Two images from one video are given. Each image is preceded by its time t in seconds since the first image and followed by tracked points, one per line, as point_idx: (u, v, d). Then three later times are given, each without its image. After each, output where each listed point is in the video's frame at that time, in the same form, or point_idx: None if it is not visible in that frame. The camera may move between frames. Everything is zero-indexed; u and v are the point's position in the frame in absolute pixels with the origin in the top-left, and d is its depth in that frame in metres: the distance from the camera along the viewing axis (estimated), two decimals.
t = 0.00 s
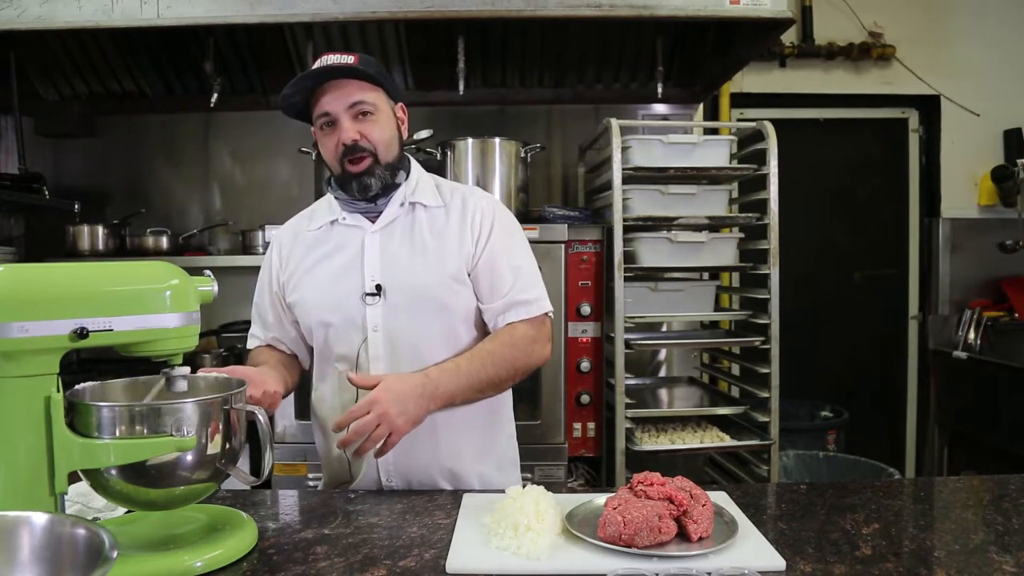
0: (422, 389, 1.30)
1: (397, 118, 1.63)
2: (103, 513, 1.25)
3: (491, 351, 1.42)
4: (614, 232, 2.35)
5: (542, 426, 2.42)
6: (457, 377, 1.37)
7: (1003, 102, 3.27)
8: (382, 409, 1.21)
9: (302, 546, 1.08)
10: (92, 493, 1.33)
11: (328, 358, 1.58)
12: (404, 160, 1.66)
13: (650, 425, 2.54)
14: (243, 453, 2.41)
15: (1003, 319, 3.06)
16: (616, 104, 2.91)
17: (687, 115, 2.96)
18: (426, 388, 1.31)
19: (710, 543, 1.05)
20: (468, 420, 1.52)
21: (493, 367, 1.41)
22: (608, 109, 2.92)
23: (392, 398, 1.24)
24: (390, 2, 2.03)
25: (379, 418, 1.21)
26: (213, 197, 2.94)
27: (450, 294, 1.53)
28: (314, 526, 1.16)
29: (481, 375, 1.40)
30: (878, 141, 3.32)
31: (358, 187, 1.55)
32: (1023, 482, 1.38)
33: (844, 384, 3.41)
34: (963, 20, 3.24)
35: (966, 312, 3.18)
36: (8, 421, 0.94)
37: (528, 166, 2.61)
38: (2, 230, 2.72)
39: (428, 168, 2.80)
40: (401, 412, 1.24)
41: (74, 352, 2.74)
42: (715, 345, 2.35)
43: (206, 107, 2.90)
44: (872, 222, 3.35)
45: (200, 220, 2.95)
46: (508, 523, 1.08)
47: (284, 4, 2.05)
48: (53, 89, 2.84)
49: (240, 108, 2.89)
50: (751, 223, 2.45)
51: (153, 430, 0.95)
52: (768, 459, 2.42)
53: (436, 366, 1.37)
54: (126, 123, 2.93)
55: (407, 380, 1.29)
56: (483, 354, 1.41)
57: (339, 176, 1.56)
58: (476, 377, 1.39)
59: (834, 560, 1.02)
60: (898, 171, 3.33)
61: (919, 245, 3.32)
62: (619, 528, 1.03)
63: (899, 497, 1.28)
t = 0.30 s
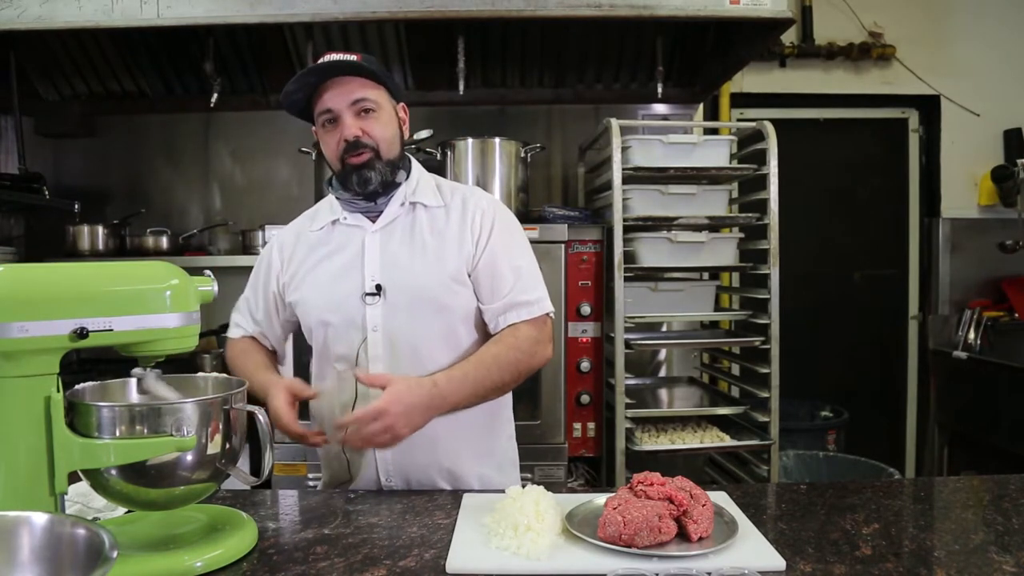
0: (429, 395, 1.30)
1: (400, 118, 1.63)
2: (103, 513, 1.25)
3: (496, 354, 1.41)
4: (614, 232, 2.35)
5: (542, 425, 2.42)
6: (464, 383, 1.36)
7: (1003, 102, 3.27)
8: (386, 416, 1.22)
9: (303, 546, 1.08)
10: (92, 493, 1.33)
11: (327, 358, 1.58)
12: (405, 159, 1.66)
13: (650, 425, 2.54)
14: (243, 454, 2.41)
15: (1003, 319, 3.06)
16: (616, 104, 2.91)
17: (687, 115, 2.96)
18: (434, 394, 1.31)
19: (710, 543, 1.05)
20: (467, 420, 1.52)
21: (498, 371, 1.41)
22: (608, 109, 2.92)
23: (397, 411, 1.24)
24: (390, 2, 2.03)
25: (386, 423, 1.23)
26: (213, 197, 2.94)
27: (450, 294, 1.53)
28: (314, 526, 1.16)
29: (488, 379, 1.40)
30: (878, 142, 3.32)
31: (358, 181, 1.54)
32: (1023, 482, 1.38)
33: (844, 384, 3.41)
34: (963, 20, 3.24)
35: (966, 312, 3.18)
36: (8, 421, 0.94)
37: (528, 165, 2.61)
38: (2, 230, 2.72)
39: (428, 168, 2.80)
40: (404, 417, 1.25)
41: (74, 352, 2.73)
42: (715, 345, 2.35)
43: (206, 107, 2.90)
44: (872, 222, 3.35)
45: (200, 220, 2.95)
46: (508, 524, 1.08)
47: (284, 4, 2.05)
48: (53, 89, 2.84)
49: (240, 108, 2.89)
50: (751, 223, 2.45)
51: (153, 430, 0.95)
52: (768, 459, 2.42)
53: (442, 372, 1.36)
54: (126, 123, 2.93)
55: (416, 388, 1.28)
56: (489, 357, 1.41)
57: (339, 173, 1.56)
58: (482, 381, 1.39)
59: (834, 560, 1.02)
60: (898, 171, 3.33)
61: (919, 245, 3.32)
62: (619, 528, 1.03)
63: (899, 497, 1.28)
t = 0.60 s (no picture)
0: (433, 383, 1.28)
1: (391, 120, 1.59)
2: (103, 513, 1.25)
3: (500, 348, 1.41)
4: (614, 232, 2.35)
5: (542, 426, 2.42)
6: (468, 375, 1.35)
7: (1003, 102, 3.27)
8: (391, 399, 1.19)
9: (303, 546, 1.08)
10: (92, 493, 1.33)
11: (324, 356, 1.58)
12: (400, 160, 1.64)
13: (650, 425, 2.54)
14: (243, 453, 2.40)
15: (1003, 319, 3.06)
16: (616, 104, 2.91)
17: (688, 115, 2.96)
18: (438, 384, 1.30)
19: (710, 543, 1.05)
20: (464, 420, 1.52)
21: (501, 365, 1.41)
22: (608, 109, 2.92)
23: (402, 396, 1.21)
24: (390, 2, 2.03)
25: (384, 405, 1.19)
26: (213, 197, 2.94)
27: (448, 293, 1.53)
28: (314, 526, 1.16)
29: (491, 373, 1.39)
30: (878, 142, 3.32)
31: (338, 189, 1.54)
32: (1023, 482, 1.38)
33: (844, 384, 3.41)
34: (963, 20, 3.24)
35: (966, 312, 3.18)
36: (8, 421, 0.94)
37: (528, 166, 2.60)
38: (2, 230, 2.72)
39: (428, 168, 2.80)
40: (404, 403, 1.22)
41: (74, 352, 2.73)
42: (715, 345, 2.35)
43: (206, 106, 2.90)
44: (872, 222, 3.35)
45: (200, 220, 2.95)
46: (508, 524, 1.08)
47: (284, 4, 2.05)
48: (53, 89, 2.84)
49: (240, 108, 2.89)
50: (751, 223, 2.45)
51: (153, 430, 0.95)
52: (768, 459, 2.42)
53: (448, 363, 1.34)
54: (126, 123, 2.93)
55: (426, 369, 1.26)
56: (493, 349, 1.41)
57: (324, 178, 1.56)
58: (486, 374, 1.38)
59: (834, 560, 1.02)
60: (898, 171, 3.33)
61: (919, 245, 3.32)
62: (619, 528, 1.03)
63: (899, 497, 1.28)
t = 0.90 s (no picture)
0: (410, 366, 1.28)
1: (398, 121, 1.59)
2: (103, 513, 1.25)
3: (483, 344, 1.41)
4: (614, 232, 2.35)
5: (542, 425, 2.42)
6: (445, 367, 1.35)
7: (1003, 102, 3.27)
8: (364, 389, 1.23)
9: (303, 546, 1.08)
10: (92, 493, 1.33)
11: (325, 354, 1.58)
12: (405, 161, 1.64)
13: (650, 425, 2.54)
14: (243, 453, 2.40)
15: (1003, 319, 3.06)
16: (616, 104, 2.91)
17: (688, 115, 2.96)
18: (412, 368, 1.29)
19: (710, 543, 1.05)
20: (463, 420, 1.52)
21: (481, 362, 1.39)
22: (608, 109, 2.92)
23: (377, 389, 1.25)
24: (390, 2, 2.03)
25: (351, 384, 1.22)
26: (213, 197, 2.94)
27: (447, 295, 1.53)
28: (314, 525, 1.16)
29: (470, 367, 1.38)
30: (878, 142, 3.32)
31: (342, 189, 1.55)
32: (1023, 482, 1.38)
33: (844, 384, 3.41)
34: (963, 20, 3.24)
35: (966, 312, 3.18)
36: (8, 421, 0.94)
37: (528, 165, 2.60)
38: (2, 230, 2.72)
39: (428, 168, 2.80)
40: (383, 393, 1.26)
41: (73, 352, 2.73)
42: (715, 345, 2.35)
43: (206, 106, 2.90)
44: (872, 223, 3.35)
45: (200, 220, 2.95)
46: (508, 524, 1.08)
47: (284, 4, 2.05)
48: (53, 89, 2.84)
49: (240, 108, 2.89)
50: (751, 223, 2.45)
51: (153, 430, 0.95)
52: (768, 459, 2.42)
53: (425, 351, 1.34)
54: (126, 123, 2.92)
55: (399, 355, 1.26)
56: (476, 345, 1.40)
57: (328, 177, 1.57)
58: (464, 366, 1.37)
59: (834, 560, 1.02)
60: (898, 171, 3.33)
61: (919, 245, 3.32)
62: (619, 528, 1.03)
63: (899, 497, 1.28)
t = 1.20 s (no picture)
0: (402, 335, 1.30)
1: (397, 121, 1.58)
2: (103, 513, 1.25)
3: (480, 328, 1.40)
4: (614, 232, 2.35)
5: (542, 426, 2.42)
6: (440, 341, 1.35)
7: (1003, 102, 3.27)
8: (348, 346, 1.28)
9: (303, 546, 1.08)
10: (92, 493, 1.33)
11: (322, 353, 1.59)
12: (405, 161, 1.64)
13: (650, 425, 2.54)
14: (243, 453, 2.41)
15: (1003, 319, 3.06)
16: (616, 104, 2.91)
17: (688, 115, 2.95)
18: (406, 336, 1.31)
19: (710, 543, 1.05)
20: (456, 419, 1.52)
21: (477, 343, 1.39)
22: (608, 109, 2.92)
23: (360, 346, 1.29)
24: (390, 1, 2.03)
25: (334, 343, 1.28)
26: (214, 197, 2.94)
27: (445, 295, 1.53)
28: (314, 525, 1.16)
29: (466, 348, 1.38)
30: (878, 141, 3.32)
31: (341, 188, 1.55)
32: (1023, 482, 1.38)
33: (844, 384, 3.41)
34: (963, 20, 3.24)
35: (966, 312, 3.18)
36: (8, 421, 0.94)
37: (528, 166, 2.60)
38: (2, 230, 2.72)
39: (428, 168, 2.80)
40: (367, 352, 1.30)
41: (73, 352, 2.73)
42: (715, 345, 2.35)
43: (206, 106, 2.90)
44: (872, 222, 3.35)
45: (200, 220, 2.95)
46: (508, 524, 1.08)
47: (284, 4, 2.05)
48: (53, 89, 2.85)
49: (241, 107, 2.88)
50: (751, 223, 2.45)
51: (153, 430, 0.95)
52: (768, 459, 2.42)
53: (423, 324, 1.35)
54: (126, 123, 2.92)
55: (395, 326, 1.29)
56: (472, 327, 1.39)
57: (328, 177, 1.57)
58: (460, 345, 1.37)
59: (834, 560, 1.02)
60: (898, 171, 3.33)
61: (919, 245, 3.32)
62: (619, 528, 1.03)
63: (899, 497, 1.28)
